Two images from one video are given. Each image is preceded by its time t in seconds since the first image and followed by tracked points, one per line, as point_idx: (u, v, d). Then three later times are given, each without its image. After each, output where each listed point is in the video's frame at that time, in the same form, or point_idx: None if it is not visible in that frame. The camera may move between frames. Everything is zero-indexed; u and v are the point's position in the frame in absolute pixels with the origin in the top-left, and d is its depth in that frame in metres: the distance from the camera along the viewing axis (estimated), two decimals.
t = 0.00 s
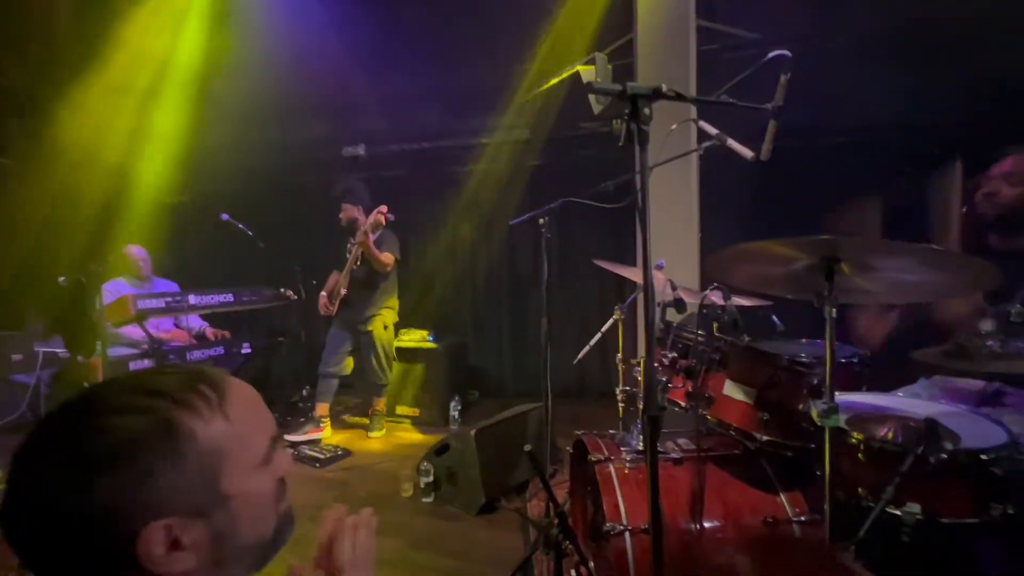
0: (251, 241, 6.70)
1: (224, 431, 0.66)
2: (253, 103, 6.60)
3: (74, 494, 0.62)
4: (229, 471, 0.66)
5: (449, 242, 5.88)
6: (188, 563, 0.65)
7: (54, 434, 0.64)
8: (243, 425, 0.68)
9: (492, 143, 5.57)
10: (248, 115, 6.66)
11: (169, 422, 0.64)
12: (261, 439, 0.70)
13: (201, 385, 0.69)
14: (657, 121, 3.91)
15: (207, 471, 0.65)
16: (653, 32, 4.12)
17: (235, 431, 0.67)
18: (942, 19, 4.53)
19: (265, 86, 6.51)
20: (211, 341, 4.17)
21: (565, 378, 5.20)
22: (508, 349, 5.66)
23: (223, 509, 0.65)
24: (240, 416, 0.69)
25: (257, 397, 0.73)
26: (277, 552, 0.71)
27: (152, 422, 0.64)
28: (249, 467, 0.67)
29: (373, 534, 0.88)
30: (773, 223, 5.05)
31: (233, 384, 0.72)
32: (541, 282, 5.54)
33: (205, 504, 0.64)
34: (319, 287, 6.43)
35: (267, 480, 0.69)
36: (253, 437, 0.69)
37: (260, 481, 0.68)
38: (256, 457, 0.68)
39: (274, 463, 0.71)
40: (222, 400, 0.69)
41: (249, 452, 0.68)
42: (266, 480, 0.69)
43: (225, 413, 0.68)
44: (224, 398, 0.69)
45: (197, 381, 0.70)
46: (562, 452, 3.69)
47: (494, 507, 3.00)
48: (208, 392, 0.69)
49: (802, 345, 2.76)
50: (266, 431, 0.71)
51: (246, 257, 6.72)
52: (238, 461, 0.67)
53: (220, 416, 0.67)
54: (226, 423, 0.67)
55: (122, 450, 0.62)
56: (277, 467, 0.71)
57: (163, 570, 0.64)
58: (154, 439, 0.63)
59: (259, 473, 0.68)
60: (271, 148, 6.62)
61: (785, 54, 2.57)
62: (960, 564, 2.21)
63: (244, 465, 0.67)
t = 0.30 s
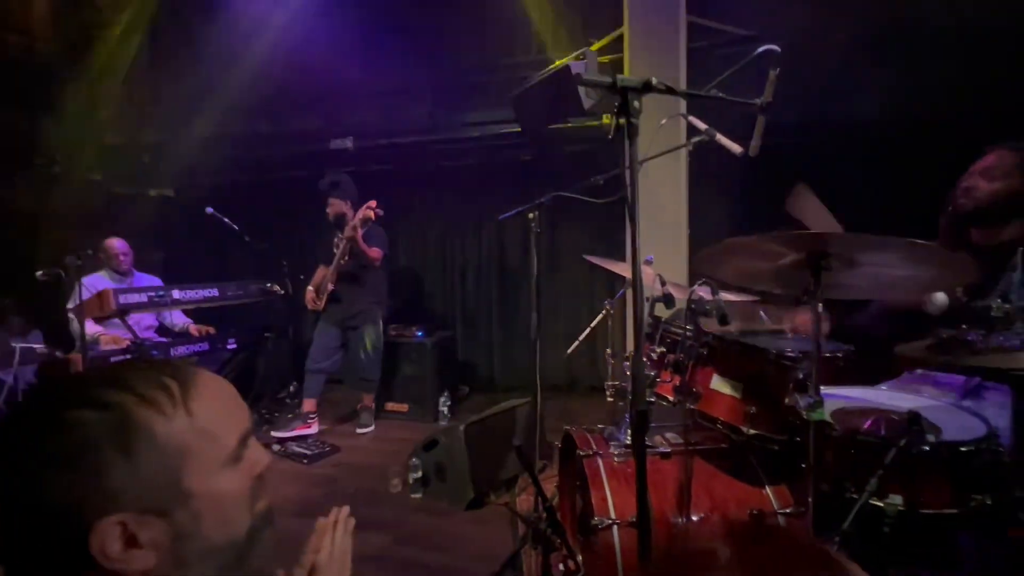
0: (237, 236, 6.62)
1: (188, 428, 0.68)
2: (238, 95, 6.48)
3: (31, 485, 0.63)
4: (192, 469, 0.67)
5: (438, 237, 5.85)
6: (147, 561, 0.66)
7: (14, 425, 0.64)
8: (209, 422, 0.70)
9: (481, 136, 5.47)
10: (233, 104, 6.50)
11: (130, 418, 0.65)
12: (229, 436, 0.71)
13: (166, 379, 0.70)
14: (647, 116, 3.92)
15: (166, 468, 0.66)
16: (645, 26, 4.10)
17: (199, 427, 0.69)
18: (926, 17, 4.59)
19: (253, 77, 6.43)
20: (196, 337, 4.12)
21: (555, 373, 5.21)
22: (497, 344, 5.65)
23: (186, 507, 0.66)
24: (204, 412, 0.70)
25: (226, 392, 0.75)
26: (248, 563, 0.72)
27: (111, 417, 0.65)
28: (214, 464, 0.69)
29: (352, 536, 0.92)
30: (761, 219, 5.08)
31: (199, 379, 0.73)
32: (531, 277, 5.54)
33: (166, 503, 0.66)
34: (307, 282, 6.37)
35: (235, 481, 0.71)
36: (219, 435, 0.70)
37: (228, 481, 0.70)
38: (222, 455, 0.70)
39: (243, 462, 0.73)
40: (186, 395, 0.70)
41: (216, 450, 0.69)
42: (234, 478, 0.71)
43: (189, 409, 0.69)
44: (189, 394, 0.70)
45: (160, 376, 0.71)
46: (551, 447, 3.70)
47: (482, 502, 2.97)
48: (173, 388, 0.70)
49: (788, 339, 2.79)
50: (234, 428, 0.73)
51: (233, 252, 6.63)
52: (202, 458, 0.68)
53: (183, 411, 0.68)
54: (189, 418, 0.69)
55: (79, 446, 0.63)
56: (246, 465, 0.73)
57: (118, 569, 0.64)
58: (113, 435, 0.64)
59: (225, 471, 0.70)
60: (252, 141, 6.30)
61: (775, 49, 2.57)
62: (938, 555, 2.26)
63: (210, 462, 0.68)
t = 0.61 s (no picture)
0: (212, 240, 6.48)
1: (147, 441, 0.67)
2: (213, 97, 6.33)
3: None
4: (152, 482, 0.67)
5: (418, 242, 5.83)
6: None
7: None
8: (170, 434, 0.69)
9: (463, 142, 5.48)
10: (206, 106, 6.36)
11: (88, 431, 0.64)
12: (191, 448, 0.70)
13: (124, 391, 0.69)
14: (624, 123, 4.01)
15: (126, 480, 0.65)
16: (620, 36, 4.20)
17: (159, 440, 0.68)
18: (890, 32, 4.78)
19: (228, 79, 6.29)
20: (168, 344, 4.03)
21: (535, 378, 5.23)
22: (478, 350, 5.64)
23: (146, 520, 0.67)
24: (163, 424, 0.69)
25: (189, 402, 0.74)
26: (213, 571, 0.73)
27: (69, 428, 0.64)
28: (176, 476, 0.68)
29: (335, 528, 1.00)
30: (736, 225, 5.20)
31: (159, 390, 0.71)
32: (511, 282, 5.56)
33: (126, 516, 0.66)
34: (284, 287, 6.26)
35: (199, 493, 0.71)
36: (181, 447, 0.69)
37: (191, 493, 0.70)
38: (185, 468, 0.69)
39: (207, 473, 0.72)
40: (147, 406, 0.69)
41: (179, 462, 0.69)
42: (197, 490, 0.70)
43: (150, 421, 0.68)
44: (150, 405, 0.69)
45: (119, 386, 0.69)
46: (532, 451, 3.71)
47: (463, 509, 3.00)
48: (133, 400, 0.69)
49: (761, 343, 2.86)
50: (198, 439, 0.72)
51: (207, 258, 6.50)
52: (163, 471, 0.68)
53: (143, 423, 0.67)
54: (149, 430, 0.68)
55: (33, 460, 0.63)
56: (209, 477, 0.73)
57: None
58: (71, 447, 0.64)
59: (187, 483, 0.70)
60: (231, 145, 6.23)
61: (745, 60, 2.63)
62: (906, 550, 2.33)
63: (172, 475, 0.68)
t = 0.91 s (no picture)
0: (199, 250, 6.44)
1: (135, 456, 0.72)
2: (200, 105, 6.29)
3: None
4: (143, 494, 0.72)
5: (408, 251, 5.83)
6: None
7: None
8: (155, 449, 0.74)
9: (452, 150, 5.48)
10: (193, 114, 6.31)
11: (78, 447, 0.69)
12: (176, 460, 0.76)
13: (110, 407, 0.74)
14: (610, 133, 4.07)
15: (116, 494, 0.70)
16: (606, 48, 4.27)
17: (144, 454, 0.73)
18: (868, 43, 4.90)
19: (215, 86, 6.25)
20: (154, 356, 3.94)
21: (526, 385, 5.24)
22: (468, 358, 5.63)
23: (137, 531, 0.71)
24: (147, 438, 0.74)
25: (170, 419, 0.79)
26: None
27: (60, 445, 0.69)
28: (162, 488, 0.73)
29: (338, 549, 0.97)
30: (721, 232, 5.30)
31: (143, 407, 0.76)
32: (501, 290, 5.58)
33: (118, 530, 0.71)
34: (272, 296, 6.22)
35: (183, 504, 0.76)
36: (165, 459, 0.74)
37: (175, 506, 0.75)
38: (170, 480, 0.74)
39: (190, 485, 0.77)
40: (132, 421, 0.74)
41: (164, 474, 0.74)
42: (182, 503, 0.76)
43: (135, 435, 0.73)
44: (133, 422, 0.74)
45: (102, 404, 0.74)
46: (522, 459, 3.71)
47: (457, 518, 2.97)
48: (118, 416, 0.74)
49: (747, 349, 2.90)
50: (181, 451, 0.77)
51: (194, 268, 6.45)
52: (151, 483, 0.73)
53: (130, 437, 0.73)
54: (135, 445, 0.73)
55: (27, 479, 0.68)
56: (190, 489, 0.78)
57: None
58: (63, 464, 0.69)
59: (174, 495, 0.75)
60: (217, 153, 6.16)
61: (727, 72, 2.68)
62: (890, 552, 2.37)
63: (159, 487, 0.73)
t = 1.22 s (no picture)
0: (192, 261, 6.42)
1: (149, 471, 0.78)
2: (194, 117, 6.30)
3: None
4: (154, 507, 0.78)
5: (402, 261, 5.84)
6: None
7: None
8: (164, 464, 0.81)
9: (446, 161, 5.45)
10: (187, 126, 6.31)
11: (94, 465, 0.74)
12: (182, 475, 0.83)
13: (118, 427, 0.80)
14: (602, 145, 4.13)
15: (131, 506, 0.76)
16: (598, 58, 4.31)
17: (156, 469, 0.79)
18: (855, 53, 4.98)
19: (209, 99, 6.27)
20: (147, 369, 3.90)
21: (522, 394, 5.24)
22: (465, 368, 5.62)
23: (147, 541, 0.77)
24: (160, 453, 0.81)
25: (173, 439, 0.86)
26: None
27: (74, 463, 0.73)
28: (172, 500, 0.80)
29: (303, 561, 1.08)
30: (712, 241, 5.39)
31: (151, 427, 0.83)
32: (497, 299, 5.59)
33: (136, 542, 0.76)
34: (267, 307, 6.20)
35: (188, 517, 0.82)
36: (173, 473, 0.82)
37: (184, 516, 0.81)
38: (181, 490, 0.82)
39: (192, 498, 0.84)
40: (141, 439, 0.81)
41: (172, 488, 0.81)
42: (189, 514, 0.83)
43: (146, 451, 0.80)
44: (143, 438, 0.81)
45: (110, 424, 0.79)
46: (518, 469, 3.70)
47: (453, 530, 2.98)
48: (128, 435, 0.80)
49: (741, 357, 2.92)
50: (183, 467, 0.85)
51: (187, 279, 6.43)
52: (165, 494, 0.80)
53: (143, 454, 0.79)
54: (147, 459, 0.79)
55: (45, 497, 0.71)
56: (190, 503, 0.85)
57: None
58: (78, 480, 0.73)
59: (183, 506, 0.82)
60: (205, 163, 6.06)
61: (716, 85, 2.71)
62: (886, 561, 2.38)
63: (169, 499, 0.80)
